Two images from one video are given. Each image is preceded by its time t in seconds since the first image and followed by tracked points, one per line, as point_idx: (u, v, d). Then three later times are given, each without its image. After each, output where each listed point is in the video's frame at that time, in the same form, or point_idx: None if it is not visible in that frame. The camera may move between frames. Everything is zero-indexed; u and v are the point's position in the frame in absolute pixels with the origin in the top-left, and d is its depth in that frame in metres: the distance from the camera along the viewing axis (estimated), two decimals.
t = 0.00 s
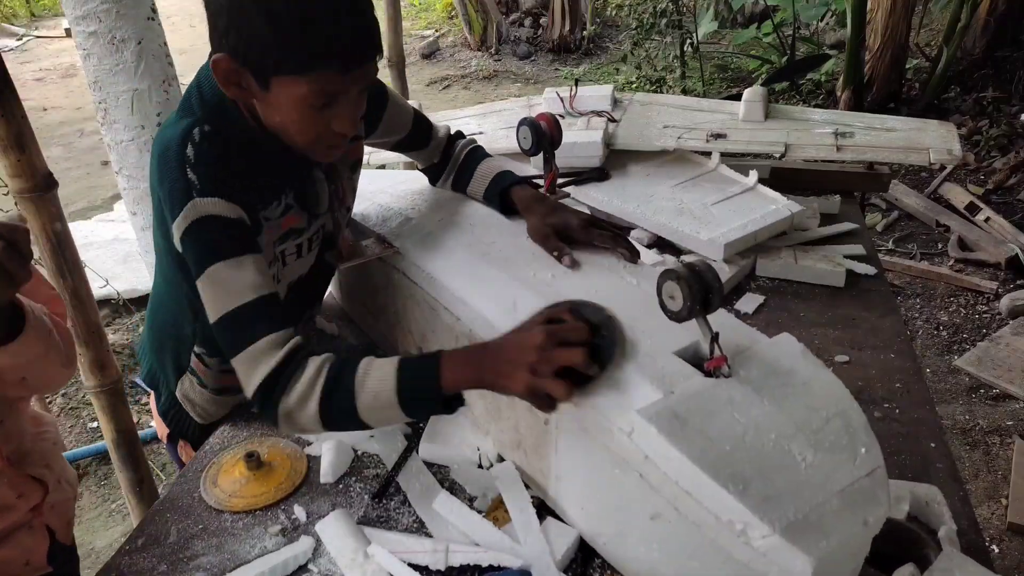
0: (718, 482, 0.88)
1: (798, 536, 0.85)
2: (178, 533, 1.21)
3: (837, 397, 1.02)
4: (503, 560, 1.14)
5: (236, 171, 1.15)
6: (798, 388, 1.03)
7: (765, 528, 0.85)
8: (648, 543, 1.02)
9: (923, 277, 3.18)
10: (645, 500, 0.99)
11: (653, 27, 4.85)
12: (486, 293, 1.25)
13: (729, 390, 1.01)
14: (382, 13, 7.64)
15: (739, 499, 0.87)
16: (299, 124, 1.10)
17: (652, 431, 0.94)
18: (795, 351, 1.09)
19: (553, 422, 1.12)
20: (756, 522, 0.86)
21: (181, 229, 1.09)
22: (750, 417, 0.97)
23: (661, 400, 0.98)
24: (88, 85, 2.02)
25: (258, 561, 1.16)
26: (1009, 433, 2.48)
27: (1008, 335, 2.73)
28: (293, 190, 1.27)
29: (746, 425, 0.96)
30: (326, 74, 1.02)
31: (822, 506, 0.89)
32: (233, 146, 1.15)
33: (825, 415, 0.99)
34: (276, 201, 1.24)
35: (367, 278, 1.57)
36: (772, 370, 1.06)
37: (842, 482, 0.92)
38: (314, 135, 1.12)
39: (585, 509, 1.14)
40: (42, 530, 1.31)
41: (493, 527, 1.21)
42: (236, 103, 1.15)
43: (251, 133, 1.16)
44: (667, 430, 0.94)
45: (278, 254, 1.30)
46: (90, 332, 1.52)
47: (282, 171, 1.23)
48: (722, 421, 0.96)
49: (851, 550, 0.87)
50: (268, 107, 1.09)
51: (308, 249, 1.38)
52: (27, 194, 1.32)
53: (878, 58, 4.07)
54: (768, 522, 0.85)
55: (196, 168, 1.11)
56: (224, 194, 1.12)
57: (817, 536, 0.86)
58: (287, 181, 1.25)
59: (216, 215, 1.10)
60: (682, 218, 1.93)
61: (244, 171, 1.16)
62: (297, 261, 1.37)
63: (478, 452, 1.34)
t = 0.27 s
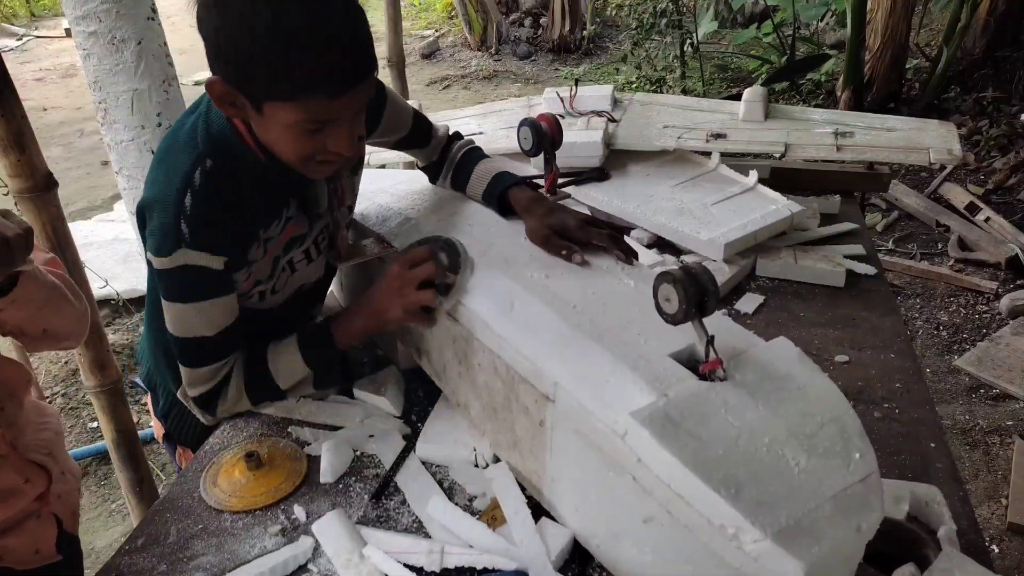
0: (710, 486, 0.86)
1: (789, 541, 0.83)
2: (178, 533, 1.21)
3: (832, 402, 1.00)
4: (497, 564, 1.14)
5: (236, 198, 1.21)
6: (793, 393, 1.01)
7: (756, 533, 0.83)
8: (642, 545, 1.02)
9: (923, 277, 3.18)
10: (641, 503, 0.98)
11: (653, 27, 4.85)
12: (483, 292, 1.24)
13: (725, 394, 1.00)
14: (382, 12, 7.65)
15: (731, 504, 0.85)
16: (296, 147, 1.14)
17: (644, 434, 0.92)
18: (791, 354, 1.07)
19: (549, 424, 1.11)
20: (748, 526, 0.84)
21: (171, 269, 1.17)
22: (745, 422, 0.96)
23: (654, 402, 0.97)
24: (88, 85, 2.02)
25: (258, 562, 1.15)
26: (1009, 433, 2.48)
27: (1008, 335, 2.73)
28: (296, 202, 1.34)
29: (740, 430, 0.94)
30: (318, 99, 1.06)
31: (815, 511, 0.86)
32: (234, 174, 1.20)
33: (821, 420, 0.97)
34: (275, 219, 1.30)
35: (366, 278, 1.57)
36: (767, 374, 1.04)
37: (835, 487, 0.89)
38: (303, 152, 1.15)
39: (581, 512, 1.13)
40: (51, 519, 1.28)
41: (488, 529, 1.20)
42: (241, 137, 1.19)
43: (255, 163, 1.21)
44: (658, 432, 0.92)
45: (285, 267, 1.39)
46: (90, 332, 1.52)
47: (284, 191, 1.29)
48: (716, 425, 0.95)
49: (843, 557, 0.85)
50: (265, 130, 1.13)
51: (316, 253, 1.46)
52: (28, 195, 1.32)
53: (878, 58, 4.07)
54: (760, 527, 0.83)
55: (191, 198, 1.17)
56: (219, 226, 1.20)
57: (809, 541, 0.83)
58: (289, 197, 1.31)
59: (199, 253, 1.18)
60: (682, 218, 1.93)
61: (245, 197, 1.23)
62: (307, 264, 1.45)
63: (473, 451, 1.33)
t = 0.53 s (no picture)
0: (704, 491, 0.85)
1: (782, 548, 0.81)
2: (178, 533, 1.21)
3: (830, 409, 0.98)
4: (492, 564, 1.13)
5: (222, 144, 1.20)
6: (790, 399, 1.00)
7: (749, 538, 0.81)
8: (637, 550, 1.00)
9: (923, 277, 3.18)
10: (635, 507, 0.97)
11: (653, 27, 4.85)
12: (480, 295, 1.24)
13: (722, 399, 0.99)
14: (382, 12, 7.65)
15: (723, 508, 0.84)
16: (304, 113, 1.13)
17: (639, 437, 0.91)
18: (789, 359, 1.06)
19: (545, 426, 1.10)
20: (740, 532, 0.82)
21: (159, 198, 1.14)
22: (740, 427, 0.95)
23: (649, 407, 0.96)
24: (88, 85, 2.02)
25: (256, 562, 1.15)
26: (1009, 433, 2.48)
27: (1008, 335, 2.73)
28: (287, 167, 1.32)
29: (736, 435, 0.93)
30: (339, 85, 1.07)
31: (809, 519, 0.85)
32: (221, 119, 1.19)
33: (817, 427, 0.96)
34: (264, 175, 1.28)
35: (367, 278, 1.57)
36: (764, 379, 1.03)
37: (830, 495, 0.88)
38: (311, 119, 1.15)
39: (577, 515, 1.12)
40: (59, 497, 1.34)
41: (483, 530, 1.20)
42: (230, 86, 1.18)
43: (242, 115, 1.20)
44: (653, 435, 0.91)
45: (274, 235, 1.34)
46: (90, 332, 1.52)
47: (276, 150, 1.27)
48: (711, 430, 0.94)
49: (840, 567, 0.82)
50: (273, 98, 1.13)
51: (307, 229, 1.42)
52: (28, 195, 1.32)
53: (878, 58, 4.06)
54: (753, 532, 0.81)
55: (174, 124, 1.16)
56: (206, 161, 1.17)
57: (802, 548, 0.81)
58: (280, 159, 1.29)
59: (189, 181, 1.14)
60: (682, 218, 1.93)
61: (233, 143, 1.21)
62: (299, 238, 1.41)
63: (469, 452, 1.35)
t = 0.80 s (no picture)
0: (683, 487, 0.85)
1: (761, 547, 0.81)
2: (178, 533, 1.21)
3: (817, 408, 0.98)
4: (481, 567, 1.13)
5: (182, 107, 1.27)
6: (778, 398, 0.99)
7: (728, 536, 0.81)
8: (620, 548, 1.00)
9: (923, 277, 3.18)
10: (617, 503, 0.96)
11: (653, 27, 4.85)
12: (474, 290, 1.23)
13: (707, 395, 0.98)
14: (382, 12, 7.65)
15: (704, 505, 0.83)
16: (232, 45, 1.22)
17: (621, 433, 0.91)
18: (778, 359, 1.05)
19: (533, 422, 1.10)
20: (720, 529, 0.82)
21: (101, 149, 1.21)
22: (724, 424, 0.94)
23: (633, 403, 0.95)
24: (88, 85, 2.02)
25: (254, 561, 1.15)
26: (1009, 433, 2.48)
27: (1008, 335, 2.73)
28: (251, 139, 1.37)
29: (719, 432, 0.93)
30: None
31: (791, 517, 0.84)
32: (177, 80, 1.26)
33: (803, 425, 0.95)
34: (224, 141, 1.33)
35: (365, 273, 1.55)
36: (753, 378, 1.02)
37: (813, 493, 0.87)
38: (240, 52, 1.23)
39: (563, 512, 1.11)
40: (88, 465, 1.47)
41: (475, 531, 1.20)
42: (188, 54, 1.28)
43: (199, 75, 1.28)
44: (634, 431, 0.91)
45: (233, 204, 1.37)
46: (91, 332, 1.52)
47: (233, 116, 1.33)
48: (694, 427, 0.93)
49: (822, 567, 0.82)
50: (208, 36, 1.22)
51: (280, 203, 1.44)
52: (27, 194, 1.32)
53: (878, 58, 4.07)
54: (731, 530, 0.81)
55: (123, 77, 1.22)
56: (156, 119, 1.23)
57: (782, 547, 0.81)
58: (242, 127, 1.35)
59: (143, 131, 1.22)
60: (682, 218, 1.93)
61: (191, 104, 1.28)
62: (266, 214, 1.43)
63: (461, 450, 1.34)
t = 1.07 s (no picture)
0: (692, 491, 0.84)
1: (773, 550, 0.79)
2: (178, 533, 1.21)
3: (825, 407, 0.96)
4: (481, 567, 1.13)
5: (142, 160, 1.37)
6: (785, 399, 0.97)
7: (739, 539, 0.80)
8: (630, 552, 0.98)
9: (923, 278, 3.18)
10: (627, 507, 0.95)
11: (653, 27, 4.85)
12: (481, 296, 1.22)
13: (715, 398, 0.97)
14: (382, 12, 7.65)
15: (714, 509, 0.82)
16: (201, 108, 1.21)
17: (631, 437, 0.90)
18: (783, 359, 1.03)
19: (541, 425, 1.09)
20: (731, 533, 0.80)
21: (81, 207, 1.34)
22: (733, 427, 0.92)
23: (640, 407, 0.94)
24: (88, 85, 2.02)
25: (254, 561, 1.15)
26: (1009, 433, 2.48)
27: (1008, 335, 2.73)
28: (223, 168, 1.47)
29: (728, 435, 0.91)
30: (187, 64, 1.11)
31: (802, 519, 0.83)
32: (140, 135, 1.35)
33: (811, 426, 0.94)
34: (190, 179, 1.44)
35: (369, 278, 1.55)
36: (759, 379, 1.00)
37: (824, 495, 0.85)
38: (208, 112, 1.23)
39: (574, 515, 1.10)
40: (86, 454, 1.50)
41: (475, 531, 1.20)
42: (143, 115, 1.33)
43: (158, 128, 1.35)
44: (643, 435, 0.90)
45: (214, 225, 1.52)
46: (92, 332, 1.52)
47: (198, 154, 1.42)
48: (702, 430, 0.92)
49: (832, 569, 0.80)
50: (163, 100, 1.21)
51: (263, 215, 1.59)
52: (27, 194, 1.31)
53: (878, 58, 4.07)
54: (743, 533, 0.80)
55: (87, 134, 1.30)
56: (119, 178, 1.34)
57: (794, 550, 0.80)
58: (211, 161, 1.45)
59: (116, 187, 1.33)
60: (682, 218, 1.93)
61: (153, 156, 1.38)
62: (247, 227, 1.58)
63: (463, 450, 1.34)
